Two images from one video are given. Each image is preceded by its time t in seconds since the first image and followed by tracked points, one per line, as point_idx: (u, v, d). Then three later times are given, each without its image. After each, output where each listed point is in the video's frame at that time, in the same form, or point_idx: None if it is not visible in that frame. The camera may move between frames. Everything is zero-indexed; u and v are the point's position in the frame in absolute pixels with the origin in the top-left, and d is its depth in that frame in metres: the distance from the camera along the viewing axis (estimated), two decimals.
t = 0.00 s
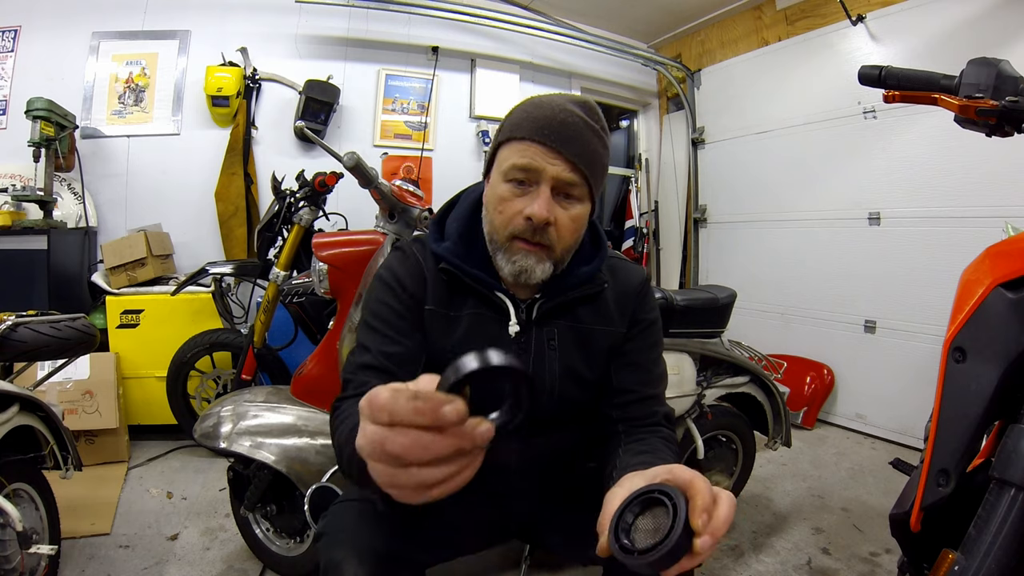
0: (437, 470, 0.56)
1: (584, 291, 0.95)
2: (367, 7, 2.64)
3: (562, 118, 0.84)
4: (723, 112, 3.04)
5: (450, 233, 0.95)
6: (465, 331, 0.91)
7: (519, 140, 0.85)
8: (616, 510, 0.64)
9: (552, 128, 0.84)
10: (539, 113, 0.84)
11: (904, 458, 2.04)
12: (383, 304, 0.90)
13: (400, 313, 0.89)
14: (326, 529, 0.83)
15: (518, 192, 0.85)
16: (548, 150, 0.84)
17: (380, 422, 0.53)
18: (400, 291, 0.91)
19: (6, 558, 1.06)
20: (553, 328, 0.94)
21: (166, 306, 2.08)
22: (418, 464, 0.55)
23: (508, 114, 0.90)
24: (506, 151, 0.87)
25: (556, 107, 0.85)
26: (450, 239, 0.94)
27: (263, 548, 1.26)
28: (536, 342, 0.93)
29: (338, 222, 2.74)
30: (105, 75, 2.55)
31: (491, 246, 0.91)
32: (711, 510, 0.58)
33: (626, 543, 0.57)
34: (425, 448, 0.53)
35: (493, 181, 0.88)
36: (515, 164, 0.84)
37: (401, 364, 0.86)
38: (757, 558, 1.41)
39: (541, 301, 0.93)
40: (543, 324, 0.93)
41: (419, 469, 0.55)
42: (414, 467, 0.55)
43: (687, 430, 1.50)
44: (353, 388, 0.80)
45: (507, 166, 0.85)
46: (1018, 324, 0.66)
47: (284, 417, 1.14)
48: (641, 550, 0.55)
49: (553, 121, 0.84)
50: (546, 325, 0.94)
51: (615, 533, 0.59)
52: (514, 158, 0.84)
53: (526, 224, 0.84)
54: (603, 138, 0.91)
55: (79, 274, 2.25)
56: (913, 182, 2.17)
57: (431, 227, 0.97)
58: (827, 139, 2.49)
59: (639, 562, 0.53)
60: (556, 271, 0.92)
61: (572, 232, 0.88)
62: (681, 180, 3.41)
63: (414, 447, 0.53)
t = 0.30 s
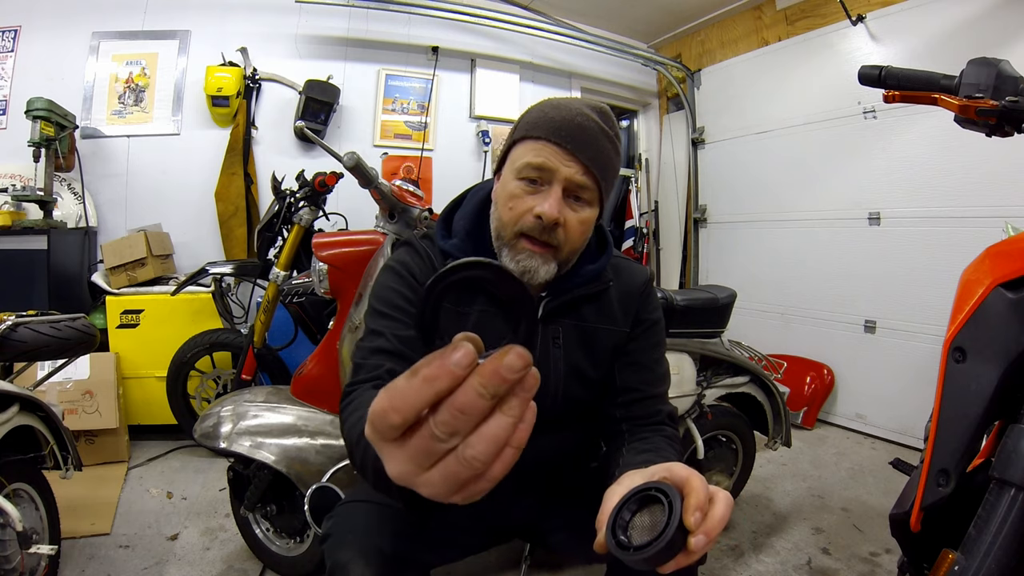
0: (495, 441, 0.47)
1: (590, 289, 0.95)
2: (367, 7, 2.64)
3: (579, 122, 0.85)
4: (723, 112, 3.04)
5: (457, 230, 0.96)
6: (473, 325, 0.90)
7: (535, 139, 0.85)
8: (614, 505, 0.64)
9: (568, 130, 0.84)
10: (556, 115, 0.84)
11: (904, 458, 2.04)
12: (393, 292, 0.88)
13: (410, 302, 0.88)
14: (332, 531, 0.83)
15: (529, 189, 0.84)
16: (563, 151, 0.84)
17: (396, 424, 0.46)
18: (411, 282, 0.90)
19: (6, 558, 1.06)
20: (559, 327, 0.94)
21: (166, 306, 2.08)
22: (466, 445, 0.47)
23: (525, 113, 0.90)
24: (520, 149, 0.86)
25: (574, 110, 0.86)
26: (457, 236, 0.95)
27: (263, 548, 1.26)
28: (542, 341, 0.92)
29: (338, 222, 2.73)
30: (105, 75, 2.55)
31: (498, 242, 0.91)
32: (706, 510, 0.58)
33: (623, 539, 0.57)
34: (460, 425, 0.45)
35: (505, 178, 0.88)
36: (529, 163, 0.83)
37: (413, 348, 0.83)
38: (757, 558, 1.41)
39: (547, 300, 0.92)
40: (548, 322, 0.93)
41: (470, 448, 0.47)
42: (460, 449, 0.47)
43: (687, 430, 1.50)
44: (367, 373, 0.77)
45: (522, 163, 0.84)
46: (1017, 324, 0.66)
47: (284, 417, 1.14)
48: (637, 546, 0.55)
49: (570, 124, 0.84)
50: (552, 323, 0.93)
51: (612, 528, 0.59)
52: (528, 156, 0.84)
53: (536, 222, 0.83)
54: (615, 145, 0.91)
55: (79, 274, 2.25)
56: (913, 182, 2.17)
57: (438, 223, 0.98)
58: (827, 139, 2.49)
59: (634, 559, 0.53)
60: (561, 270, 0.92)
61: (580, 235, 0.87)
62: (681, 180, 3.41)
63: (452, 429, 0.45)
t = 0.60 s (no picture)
0: (524, 451, 0.48)
1: (593, 288, 0.95)
2: (367, 7, 2.64)
3: (590, 125, 0.84)
4: (723, 112, 3.04)
5: (459, 230, 0.96)
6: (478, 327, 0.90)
7: (546, 140, 0.84)
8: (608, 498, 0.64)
9: (580, 132, 0.83)
10: (569, 116, 0.84)
11: (904, 458, 2.04)
12: (398, 295, 0.88)
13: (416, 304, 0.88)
14: (336, 532, 0.83)
15: (540, 190, 0.84)
16: (574, 153, 0.83)
17: (431, 449, 0.47)
18: (415, 284, 0.90)
19: (6, 558, 1.06)
20: (561, 326, 0.94)
21: (166, 306, 2.08)
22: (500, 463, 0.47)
23: (535, 111, 0.89)
24: (531, 149, 0.86)
25: (585, 113, 0.85)
26: (460, 235, 0.95)
27: (263, 548, 1.26)
28: (545, 341, 0.92)
29: (338, 222, 2.73)
30: (105, 75, 2.55)
31: (505, 241, 0.91)
32: (699, 498, 0.58)
33: (617, 527, 0.57)
34: (492, 442, 0.46)
35: (514, 177, 0.87)
36: (541, 164, 0.83)
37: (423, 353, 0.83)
38: (757, 558, 1.41)
39: (550, 298, 0.92)
40: (551, 322, 0.93)
41: (504, 464, 0.47)
42: (494, 467, 0.47)
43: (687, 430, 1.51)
44: (379, 383, 0.78)
45: (532, 164, 0.84)
46: (1017, 323, 0.66)
47: (284, 417, 1.14)
48: (631, 534, 0.55)
49: (581, 126, 0.84)
50: (554, 322, 0.93)
51: (607, 518, 0.60)
52: (539, 157, 0.83)
53: (547, 222, 0.83)
54: (625, 147, 0.91)
55: (79, 274, 2.25)
56: (913, 182, 2.17)
57: (441, 223, 0.98)
58: (827, 139, 2.49)
59: (629, 546, 0.53)
60: (566, 270, 0.92)
61: (588, 236, 0.88)
62: (681, 180, 3.41)
63: (485, 450, 0.46)
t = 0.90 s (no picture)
0: (522, 436, 0.49)
1: (595, 290, 0.95)
2: (367, 7, 2.64)
3: (591, 126, 0.84)
4: (723, 112, 3.04)
5: (461, 231, 0.95)
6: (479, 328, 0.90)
7: (547, 141, 0.84)
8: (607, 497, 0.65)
9: (581, 134, 0.83)
10: (569, 118, 0.84)
11: (904, 458, 2.04)
12: (399, 294, 0.88)
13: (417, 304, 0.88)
14: (337, 532, 0.83)
15: (540, 192, 0.84)
16: (575, 155, 0.83)
17: (434, 433, 0.49)
18: (416, 284, 0.90)
19: (6, 558, 1.06)
20: (562, 327, 0.93)
21: (166, 306, 2.08)
22: (498, 448, 0.48)
23: (536, 112, 0.89)
24: (531, 150, 0.86)
25: (586, 113, 0.85)
26: (461, 236, 0.95)
27: (263, 548, 1.26)
28: (546, 342, 0.92)
29: (338, 222, 2.73)
30: (105, 75, 2.55)
31: (506, 243, 0.91)
32: (698, 498, 0.58)
33: (616, 527, 0.58)
34: (491, 426, 0.47)
35: (515, 179, 0.87)
36: (541, 165, 0.83)
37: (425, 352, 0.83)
38: (757, 558, 1.41)
39: (551, 300, 0.92)
40: (552, 323, 0.93)
41: (501, 449, 0.48)
42: (491, 454, 0.48)
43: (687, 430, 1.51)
44: (378, 382, 0.78)
45: (533, 165, 0.84)
46: (1017, 323, 0.66)
47: (284, 417, 1.14)
48: (630, 534, 0.55)
49: (582, 127, 0.84)
50: (555, 323, 0.93)
51: (606, 517, 0.60)
52: (540, 159, 0.83)
53: (547, 225, 0.84)
54: (626, 148, 0.91)
55: (79, 274, 2.25)
56: (913, 182, 2.17)
57: (443, 224, 0.98)
58: (827, 139, 2.49)
59: (627, 546, 0.53)
60: (567, 272, 0.91)
61: (588, 237, 0.88)
62: (681, 180, 3.41)
63: (485, 435, 0.46)
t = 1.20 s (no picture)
0: (508, 448, 0.49)
1: (595, 291, 0.95)
2: (367, 7, 2.64)
3: (590, 125, 0.84)
4: (723, 112, 3.04)
5: (460, 232, 0.95)
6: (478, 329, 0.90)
7: (545, 142, 0.84)
8: (602, 498, 0.65)
9: (580, 134, 0.83)
10: (568, 117, 0.84)
11: (904, 458, 2.04)
12: (398, 296, 0.88)
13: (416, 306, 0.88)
14: (336, 532, 0.83)
15: (540, 193, 0.84)
16: (574, 155, 0.83)
17: (423, 440, 0.49)
18: (415, 285, 0.90)
19: (6, 558, 1.06)
20: (562, 328, 0.93)
21: (166, 306, 2.08)
22: (485, 458, 0.49)
23: (535, 112, 0.89)
24: (530, 151, 0.86)
25: (585, 113, 0.85)
26: (460, 237, 0.95)
27: (263, 548, 1.26)
28: (546, 343, 0.92)
29: (338, 222, 2.73)
30: (105, 75, 2.55)
31: (506, 245, 0.91)
32: (692, 500, 0.59)
33: (609, 529, 0.58)
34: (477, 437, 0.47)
35: (514, 180, 0.87)
36: (540, 166, 0.83)
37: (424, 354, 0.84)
38: (757, 558, 1.41)
39: (550, 301, 0.92)
40: (551, 324, 0.93)
41: (487, 460, 0.48)
42: (477, 463, 0.48)
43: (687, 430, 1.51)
44: (378, 384, 0.78)
45: (532, 166, 0.84)
46: (1017, 323, 0.66)
47: (284, 417, 1.14)
48: (624, 536, 0.55)
49: (581, 127, 0.84)
50: (555, 324, 0.93)
51: (600, 518, 0.60)
52: (539, 159, 0.83)
53: (547, 226, 0.84)
54: (625, 147, 0.91)
55: (79, 274, 2.25)
56: (913, 182, 2.17)
57: (442, 224, 0.98)
58: (827, 139, 2.49)
59: (620, 548, 0.53)
60: (568, 273, 0.91)
61: (588, 238, 0.88)
62: (681, 180, 3.41)
63: (471, 446, 0.47)
